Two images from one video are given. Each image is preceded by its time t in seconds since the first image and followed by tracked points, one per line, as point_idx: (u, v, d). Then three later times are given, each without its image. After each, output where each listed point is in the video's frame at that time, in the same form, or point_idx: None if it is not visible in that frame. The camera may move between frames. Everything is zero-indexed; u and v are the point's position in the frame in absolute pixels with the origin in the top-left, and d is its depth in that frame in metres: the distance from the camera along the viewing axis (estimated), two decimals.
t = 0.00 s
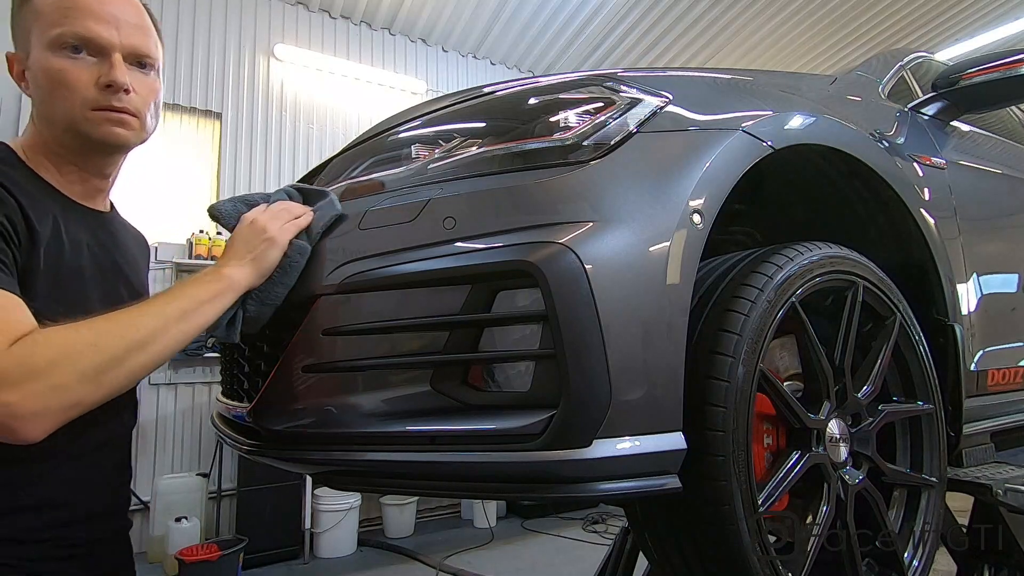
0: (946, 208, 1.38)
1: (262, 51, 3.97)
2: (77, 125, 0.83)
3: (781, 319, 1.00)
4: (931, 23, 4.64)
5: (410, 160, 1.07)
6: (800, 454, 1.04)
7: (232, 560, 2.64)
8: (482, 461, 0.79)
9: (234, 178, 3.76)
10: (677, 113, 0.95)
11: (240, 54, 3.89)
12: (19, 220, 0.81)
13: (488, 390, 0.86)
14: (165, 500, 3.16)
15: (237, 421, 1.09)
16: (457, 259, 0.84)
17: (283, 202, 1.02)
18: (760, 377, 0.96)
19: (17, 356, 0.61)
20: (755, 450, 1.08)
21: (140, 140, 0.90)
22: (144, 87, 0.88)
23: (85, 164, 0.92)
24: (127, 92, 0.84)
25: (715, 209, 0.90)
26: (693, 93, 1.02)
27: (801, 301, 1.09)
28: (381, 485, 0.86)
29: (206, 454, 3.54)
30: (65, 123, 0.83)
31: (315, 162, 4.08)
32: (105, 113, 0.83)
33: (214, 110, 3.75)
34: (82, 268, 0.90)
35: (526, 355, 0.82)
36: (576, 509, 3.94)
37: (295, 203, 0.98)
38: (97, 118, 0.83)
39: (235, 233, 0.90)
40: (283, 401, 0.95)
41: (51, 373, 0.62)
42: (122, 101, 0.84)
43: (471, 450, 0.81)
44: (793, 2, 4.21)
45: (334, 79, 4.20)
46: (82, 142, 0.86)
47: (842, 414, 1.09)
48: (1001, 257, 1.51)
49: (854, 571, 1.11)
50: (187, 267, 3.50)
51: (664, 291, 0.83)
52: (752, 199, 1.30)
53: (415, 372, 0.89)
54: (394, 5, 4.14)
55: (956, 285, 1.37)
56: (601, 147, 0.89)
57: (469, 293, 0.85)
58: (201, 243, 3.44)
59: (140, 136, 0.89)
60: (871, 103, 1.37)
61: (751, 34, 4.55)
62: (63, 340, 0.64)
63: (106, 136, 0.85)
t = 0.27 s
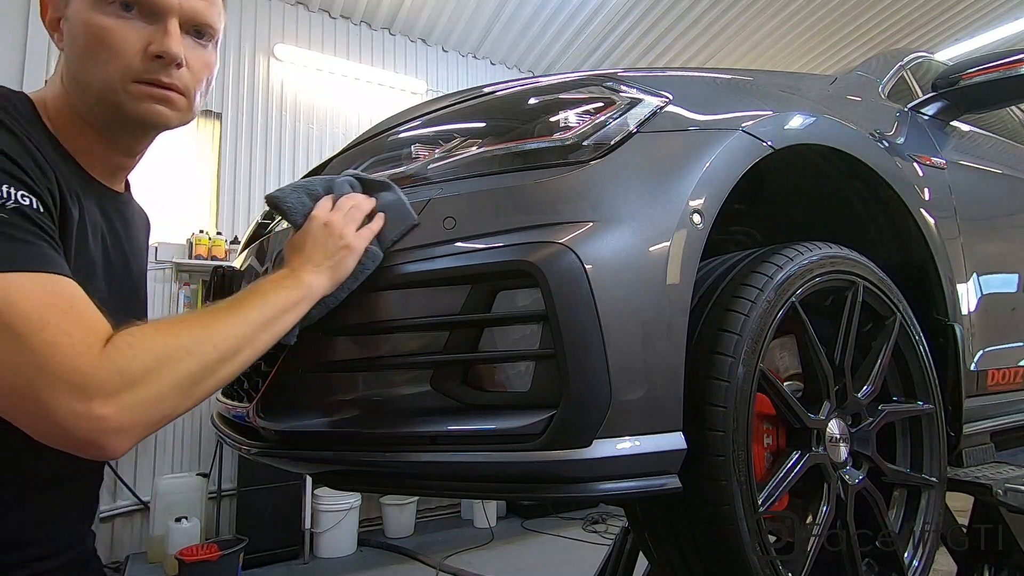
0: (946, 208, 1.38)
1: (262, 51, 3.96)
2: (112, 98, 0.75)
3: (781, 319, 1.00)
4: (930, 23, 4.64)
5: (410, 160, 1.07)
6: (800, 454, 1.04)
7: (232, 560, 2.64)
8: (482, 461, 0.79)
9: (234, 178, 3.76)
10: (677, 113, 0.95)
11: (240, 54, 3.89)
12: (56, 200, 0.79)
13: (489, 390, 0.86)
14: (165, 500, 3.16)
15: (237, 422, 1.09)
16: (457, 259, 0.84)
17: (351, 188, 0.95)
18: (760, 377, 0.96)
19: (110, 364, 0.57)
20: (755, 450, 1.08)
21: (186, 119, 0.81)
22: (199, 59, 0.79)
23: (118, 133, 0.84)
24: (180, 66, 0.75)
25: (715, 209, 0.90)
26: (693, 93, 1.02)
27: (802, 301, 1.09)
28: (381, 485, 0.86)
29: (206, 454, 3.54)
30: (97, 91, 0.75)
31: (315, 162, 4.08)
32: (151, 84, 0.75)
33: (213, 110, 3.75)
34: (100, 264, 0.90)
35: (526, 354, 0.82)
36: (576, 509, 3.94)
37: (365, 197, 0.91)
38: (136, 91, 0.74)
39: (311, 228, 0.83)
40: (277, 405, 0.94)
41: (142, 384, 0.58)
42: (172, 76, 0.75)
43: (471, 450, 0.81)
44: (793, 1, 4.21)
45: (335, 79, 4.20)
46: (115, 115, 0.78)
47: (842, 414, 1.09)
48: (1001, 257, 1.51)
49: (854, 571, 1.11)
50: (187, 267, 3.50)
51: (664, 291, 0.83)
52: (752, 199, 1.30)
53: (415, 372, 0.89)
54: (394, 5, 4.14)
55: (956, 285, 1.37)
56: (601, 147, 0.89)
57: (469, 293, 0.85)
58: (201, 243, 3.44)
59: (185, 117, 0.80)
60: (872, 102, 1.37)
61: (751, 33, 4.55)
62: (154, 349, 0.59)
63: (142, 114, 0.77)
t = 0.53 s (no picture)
0: (946, 208, 1.38)
1: (262, 51, 3.96)
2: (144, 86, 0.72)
3: (781, 318, 1.00)
4: (930, 23, 4.64)
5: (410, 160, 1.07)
6: (800, 454, 1.04)
7: (232, 560, 2.64)
8: (482, 461, 0.79)
9: (234, 177, 3.76)
10: (677, 113, 0.95)
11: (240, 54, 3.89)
12: (100, 189, 0.75)
13: (489, 390, 0.86)
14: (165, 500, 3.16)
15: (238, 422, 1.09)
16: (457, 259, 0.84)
17: (411, 193, 0.88)
18: (760, 377, 0.96)
19: (164, 382, 0.57)
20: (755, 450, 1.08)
21: (214, 112, 0.79)
22: (235, 48, 0.76)
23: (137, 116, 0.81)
24: (215, 56, 0.72)
25: (715, 209, 0.90)
26: (693, 93, 1.02)
27: (802, 301, 1.09)
28: (381, 485, 0.86)
29: (206, 454, 3.53)
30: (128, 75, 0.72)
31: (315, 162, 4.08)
32: (182, 74, 0.72)
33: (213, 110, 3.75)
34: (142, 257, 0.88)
35: (526, 355, 0.82)
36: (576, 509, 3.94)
37: (421, 202, 0.87)
38: (166, 78, 0.72)
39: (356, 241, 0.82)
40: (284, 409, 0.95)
41: (194, 405, 0.58)
42: (206, 67, 0.72)
43: (471, 450, 0.81)
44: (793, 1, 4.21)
45: (335, 79, 4.20)
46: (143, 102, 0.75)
47: (842, 414, 1.09)
48: (1001, 257, 1.51)
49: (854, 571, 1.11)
50: (187, 267, 3.50)
51: (665, 291, 0.83)
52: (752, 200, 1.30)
53: (415, 372, 0.89)
54: (394, 5, 4.14)
55: (957, 285, 1.37)
56: (601, 147, 0.88)
57: (469, 292, 0.86)
58: (201, 243, 3.44)
59: (215, 108, 0.78)
60: (872, 103, 1.37)
61: (751, 33, 4.55)
62: (205, 368, 0.60)
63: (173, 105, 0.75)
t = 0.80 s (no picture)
0: (946, 208, 1.38)
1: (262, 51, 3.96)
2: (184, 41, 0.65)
3: (781, 318, 1.00)
4: (930, 23, 4.64)
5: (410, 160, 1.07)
6: (801, 454, 1.04)
7: (232, 560, 2.63)
8: (482, 461, 0.79)
9: (234, 177, 3.76)
10: (677, 113, 0.95)
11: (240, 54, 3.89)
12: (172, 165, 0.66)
13: (489, 390, 0.86)
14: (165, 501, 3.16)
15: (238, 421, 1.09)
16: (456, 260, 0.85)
17: (440, 175, 0.89)
18: (760, 377, 0.96)
19: (264, 375, 0.55)
20: (755, 450, 1.08)
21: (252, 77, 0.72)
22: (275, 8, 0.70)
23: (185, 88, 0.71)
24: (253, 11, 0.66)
25: (715, 209, 0.90)
26: (693, 93, 1.02)
27: (802, 301, 1.09)
28: (383, 484, 0.86)
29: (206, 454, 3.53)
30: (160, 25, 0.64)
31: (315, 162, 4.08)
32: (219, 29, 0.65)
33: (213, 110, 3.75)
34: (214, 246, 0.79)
35: (526, 355, 0.82)
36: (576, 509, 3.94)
37: (452, 182, 0.87)
38: (203, 34, 0.64)
39: (395, 216, 0.81)
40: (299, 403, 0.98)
41: (293, 395, 0.56)
42: (247, 22, 0.66)
43: (471, 450, 0.81)
44: (793, 1, 4.21)
45: (335, 79, 4.20)
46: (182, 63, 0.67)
47: (842, 414, 1.09)
48: (1001, 257, 1.51)
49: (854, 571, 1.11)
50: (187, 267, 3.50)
51: (665, 291, 0.83)
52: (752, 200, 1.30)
53: (416, 372, 0.89)
54: (395, 5, 4.14)
55: (956, 285, 1.37)
56: (601, 147, 0.88)
57: (470, 292, 0.86)
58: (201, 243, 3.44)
59: (254, 73, 0.71)
60: (871, 103, 1.37)
61: (751, 33, 4.55)
62: (295, 361, 0.57)
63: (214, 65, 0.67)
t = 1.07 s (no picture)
0: (946, 208, 1.38)
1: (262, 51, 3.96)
2: None
3: (781, 318, 1.00)
4: (931, 23, 4.64)
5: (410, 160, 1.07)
6: (800, 454, 1.04)
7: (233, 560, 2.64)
8: (482, 461, 0.79)
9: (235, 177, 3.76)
10: (677, 113, 0.95)
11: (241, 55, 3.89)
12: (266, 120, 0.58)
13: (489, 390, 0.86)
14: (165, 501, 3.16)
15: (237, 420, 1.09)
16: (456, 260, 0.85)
17: (504, 168, 0.80)
18: (760, 377, 0.96)
19: (423, 358, 0.48)
20: (755, 450, 1.08)
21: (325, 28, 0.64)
22: None
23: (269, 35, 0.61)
24: None
25: (715, 209, 0.90)
26: (693, 93, 1.02)
27: (801, 301, 1.09)
28: (383, 484, 0.86)
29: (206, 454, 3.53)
30: None
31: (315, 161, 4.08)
32: None
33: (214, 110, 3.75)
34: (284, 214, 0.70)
35: (527, 355, 0.82)
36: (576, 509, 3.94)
37: (514, 175, 0.78)
38: None
39: (475, 208, 0.72)
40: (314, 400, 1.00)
41: (455, 373, 0.51)
42: None
43: (471, 450, 0.81)
44: (793, 1, 4.21)
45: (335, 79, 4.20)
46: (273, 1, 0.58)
47: (842, 414, 1.09)
48: (1001, 257, 1.51)
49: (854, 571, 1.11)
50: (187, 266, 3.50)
51: (664, 291, 0.84)
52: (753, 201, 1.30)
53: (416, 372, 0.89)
54: (395, 5, 4.14)
55: (957, 285, 1.37)
56: (601, 147, 0.88)
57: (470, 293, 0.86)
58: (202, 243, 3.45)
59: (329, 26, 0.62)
60: (871, 102, 1.37)
61: (751, 33, 4.55)
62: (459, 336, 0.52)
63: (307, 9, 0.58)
